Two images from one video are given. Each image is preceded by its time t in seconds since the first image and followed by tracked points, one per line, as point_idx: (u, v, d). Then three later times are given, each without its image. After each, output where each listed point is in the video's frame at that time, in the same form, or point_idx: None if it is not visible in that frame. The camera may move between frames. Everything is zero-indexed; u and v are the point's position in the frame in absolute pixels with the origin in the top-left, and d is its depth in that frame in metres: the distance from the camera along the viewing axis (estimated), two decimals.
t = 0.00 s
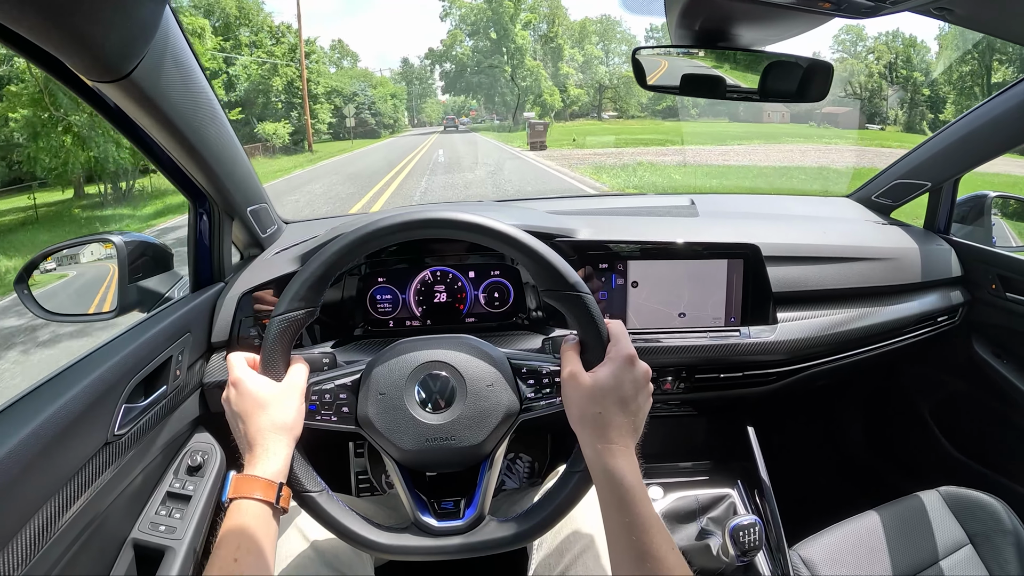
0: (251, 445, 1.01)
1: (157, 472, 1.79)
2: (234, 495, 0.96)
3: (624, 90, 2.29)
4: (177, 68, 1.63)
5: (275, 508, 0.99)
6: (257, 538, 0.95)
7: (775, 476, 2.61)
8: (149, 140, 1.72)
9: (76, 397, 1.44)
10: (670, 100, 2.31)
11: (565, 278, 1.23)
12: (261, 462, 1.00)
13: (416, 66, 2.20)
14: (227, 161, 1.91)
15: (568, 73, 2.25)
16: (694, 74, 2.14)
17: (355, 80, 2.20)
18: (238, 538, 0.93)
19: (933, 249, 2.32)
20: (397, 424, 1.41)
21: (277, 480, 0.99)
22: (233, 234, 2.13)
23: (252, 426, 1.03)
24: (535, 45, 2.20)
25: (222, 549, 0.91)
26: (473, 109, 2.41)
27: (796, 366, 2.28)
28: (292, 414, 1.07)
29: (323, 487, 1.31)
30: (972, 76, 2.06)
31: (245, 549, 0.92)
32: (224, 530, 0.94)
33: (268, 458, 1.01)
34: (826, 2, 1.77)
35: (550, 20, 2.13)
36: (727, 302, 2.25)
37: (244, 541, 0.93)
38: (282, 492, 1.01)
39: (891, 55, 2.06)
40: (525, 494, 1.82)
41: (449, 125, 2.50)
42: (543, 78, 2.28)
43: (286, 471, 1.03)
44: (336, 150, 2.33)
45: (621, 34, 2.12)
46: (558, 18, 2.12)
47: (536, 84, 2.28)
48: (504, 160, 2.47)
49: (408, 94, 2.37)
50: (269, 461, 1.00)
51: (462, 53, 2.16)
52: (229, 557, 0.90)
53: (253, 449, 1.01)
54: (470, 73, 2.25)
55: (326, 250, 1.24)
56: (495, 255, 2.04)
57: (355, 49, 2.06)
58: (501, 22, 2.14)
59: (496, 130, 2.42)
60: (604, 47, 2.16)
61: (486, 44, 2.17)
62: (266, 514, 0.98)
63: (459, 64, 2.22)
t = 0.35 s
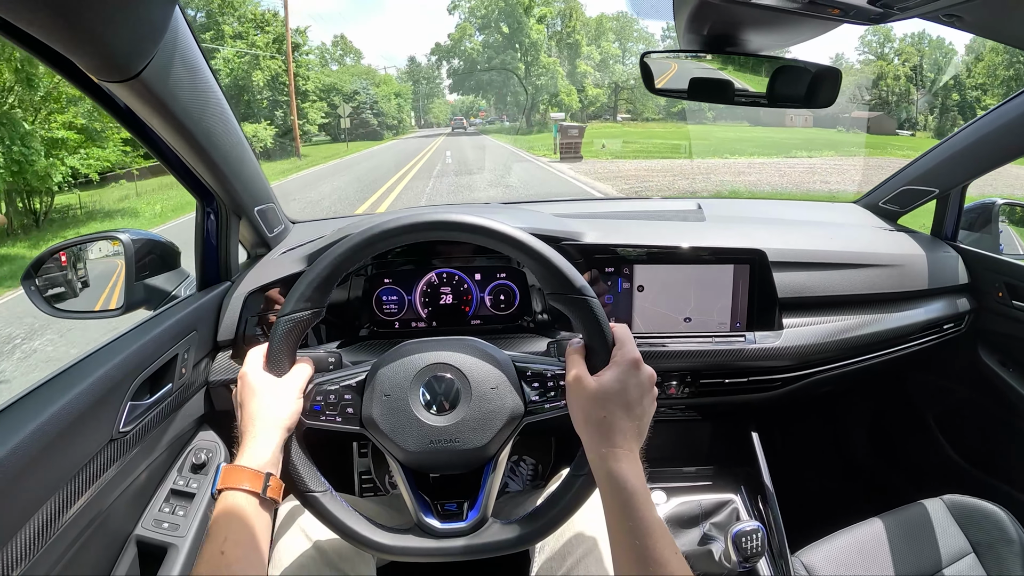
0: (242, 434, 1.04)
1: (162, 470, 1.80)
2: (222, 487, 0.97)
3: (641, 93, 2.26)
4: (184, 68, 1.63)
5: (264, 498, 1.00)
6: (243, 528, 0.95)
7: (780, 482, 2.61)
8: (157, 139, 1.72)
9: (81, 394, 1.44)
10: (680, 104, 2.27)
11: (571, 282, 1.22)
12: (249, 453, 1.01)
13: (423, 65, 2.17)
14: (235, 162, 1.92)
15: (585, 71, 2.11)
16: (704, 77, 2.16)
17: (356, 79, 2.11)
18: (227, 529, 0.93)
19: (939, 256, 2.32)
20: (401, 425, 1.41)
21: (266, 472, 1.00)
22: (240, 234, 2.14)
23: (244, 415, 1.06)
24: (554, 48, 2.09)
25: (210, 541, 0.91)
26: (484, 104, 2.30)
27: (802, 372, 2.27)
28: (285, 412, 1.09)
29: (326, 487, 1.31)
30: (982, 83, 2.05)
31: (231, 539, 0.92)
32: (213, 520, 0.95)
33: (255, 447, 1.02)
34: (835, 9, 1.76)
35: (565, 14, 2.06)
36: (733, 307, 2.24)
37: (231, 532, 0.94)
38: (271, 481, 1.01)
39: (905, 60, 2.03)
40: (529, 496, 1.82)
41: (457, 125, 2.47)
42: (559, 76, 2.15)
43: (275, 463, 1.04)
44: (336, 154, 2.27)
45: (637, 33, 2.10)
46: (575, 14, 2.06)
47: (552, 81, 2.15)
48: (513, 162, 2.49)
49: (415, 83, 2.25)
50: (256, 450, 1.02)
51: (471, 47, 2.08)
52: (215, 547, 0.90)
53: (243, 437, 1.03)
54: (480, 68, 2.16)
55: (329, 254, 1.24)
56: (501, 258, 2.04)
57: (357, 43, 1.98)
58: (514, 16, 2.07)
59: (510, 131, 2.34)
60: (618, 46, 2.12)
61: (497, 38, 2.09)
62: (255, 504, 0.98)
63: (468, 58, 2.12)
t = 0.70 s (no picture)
0: (270, 455, 1.00)
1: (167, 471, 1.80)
2: (255, 505, 0.96)
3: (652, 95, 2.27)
4: (196, 70, 1.64)
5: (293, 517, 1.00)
6: (275, 546, 0.95)
7: (785, 488, 2.60)
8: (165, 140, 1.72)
9: (86, 395, 1.44)
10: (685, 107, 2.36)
11: (580, 286, 1.21)
12: (281, 473, 0.99)
13: (427, 64, 2.20)
14: (242, 163, 1.92)
15: (601, 68, 2.17)
16: (711, 83, 2.15)
17: (353, 75, 2.14)
18: (258, 548, 0.93)
19: (947, 263, 2.31)
20: (408, 428, 1.41)
21: (298, 492, 1.00)
22: (248, 235, 2.15)
23: (271, 436, 1.02)
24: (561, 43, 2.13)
25: (243, 559, 0.91)
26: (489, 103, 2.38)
27: (808, 378, 2.27)
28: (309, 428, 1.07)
29: (333, 489, 1.31)
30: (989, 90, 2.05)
31: (265, 559, 0.92)
32: (241, 538, 0.94)
33: (287, 468, 1.00)
34: (845, 14, 1.76)
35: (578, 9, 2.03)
36: (740, 312, 2.23)
37: (263, 550, 0.93)
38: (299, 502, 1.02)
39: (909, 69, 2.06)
40: (535, 500, 1.81)
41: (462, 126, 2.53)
42: (575, 69, 2.20)
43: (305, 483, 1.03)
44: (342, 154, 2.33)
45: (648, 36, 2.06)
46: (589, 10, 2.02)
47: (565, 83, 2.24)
48: (520, 165, 2.51)
49: (419, 94, 2.38)
50: (290, 472, 1.00)
51: (479, 42, 2.13)
52: (249, 568, 0.90)
53: (272, 459, 1.00)
54: (488, 65, 2.20)
55: (339, 254, 1.23)
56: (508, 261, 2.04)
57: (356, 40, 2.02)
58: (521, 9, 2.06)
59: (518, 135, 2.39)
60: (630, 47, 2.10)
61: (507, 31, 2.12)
62: (284, 523, 0.98)
63: (475, 53, 2.16)
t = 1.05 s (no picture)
0: (270, 459, 1.00)
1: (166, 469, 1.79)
2: (254, 507, 0.96)
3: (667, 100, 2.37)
4: (199, 68, 1.64)
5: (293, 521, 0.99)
6: (274, 549, 0.94)
7: (786, 491, 2.59)
8: (167, 137, 1.72)
9: (86, 391, 1.44)
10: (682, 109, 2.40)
11: (581, 285, 1.21)
12: (281, 476, 0.99)
13: (428, 61, 2.17)
14: (244, 161, 1.92)
15: (614, 63, 2.22)
16: (713, 83, 2.17)
17: (342, 72, 2.05)
18: (257, 551, 0.92)
19: (948, 264, 2.30)
20: (409, 428, 1.41)
21: (298, 495, 0.99)
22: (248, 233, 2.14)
23: (270, 440, 1.02)
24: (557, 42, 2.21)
25: (241, 560, 0.90)
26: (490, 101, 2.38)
27: (809, 380, 2.26)
28: (310, 432, 1.07)
29: (334, 491, 1.30)
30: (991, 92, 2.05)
31: (263, 561, 0.91)
32: (241, 541, 0.94)
33: (285, 470, 1.00)
34: (848, 14, 1.75)
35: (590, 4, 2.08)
36: (741, 313, 2.24)
37: (262, 553, 0.92)
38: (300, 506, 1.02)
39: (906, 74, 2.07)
40: (534, 500, 1.81)
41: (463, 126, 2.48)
42: (589, 65, 2.27)
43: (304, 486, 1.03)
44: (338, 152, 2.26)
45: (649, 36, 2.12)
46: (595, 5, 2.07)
47: (561, 88, 2.29)
48: (523, 165, 2.52)
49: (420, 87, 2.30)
50: (289, 474, 1.00)
51: (483, 33, 2.10)
52: (246, 569, 0.89)
53: (271, 463, 1.00)
54: (493, 59, 2.18)
55: (339, 253, 1.23)
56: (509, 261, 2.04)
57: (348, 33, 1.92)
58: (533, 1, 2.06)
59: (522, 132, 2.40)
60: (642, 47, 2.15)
61: (515, 23, 2.13)
62: (283, 527, 0.97)
63: (480, 46, 2.13)
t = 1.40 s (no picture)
0: (269, 461, 1.01)
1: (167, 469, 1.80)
2: (253, 509, 0.96)
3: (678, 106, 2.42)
4: (200, 69, 1.65)
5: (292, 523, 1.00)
6: (274, 551, 0.94)
7: (787, 492, 2.59)
8: (168, 139, 1.72)
9: (86, 392, 1.44)
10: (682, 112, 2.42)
11: (580, 286, 1.21)
12: (280, 478, 0.99)
13: (428, 59, 2.17)
14: (245, 163, 1.92)
15: (631, 59, 2.25)
16: (714, 85, 2.16)
17: (336, 68, 2.03)
18: (257, 553, 0.93)
19: (948, 264, 2.30)
20: (409, 428, 1.41)
21: (297, 497, 1.00)
22: (249, 234, 2.15)
23: (270, 441, 1.02)
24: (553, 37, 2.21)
25: (240, 562, 0.91)
26: (494, 100, 2.38)
27: (809, 381, 2.26)
28: (310, 433, 1.07)
29: (335, 492, 1.30)
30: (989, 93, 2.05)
31: (263, 562, 0.91)
32: (241, 543, 0.94)
33: (285, 472, 1.00)
34: (847, 15, 1.76)
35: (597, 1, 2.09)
36: (741, 314, 2.24)
37: (262, 554, 0.93)
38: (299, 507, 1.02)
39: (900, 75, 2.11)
40: (533, 501, 1.81)
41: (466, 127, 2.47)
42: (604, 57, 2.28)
43: (303, 488, 1.03)
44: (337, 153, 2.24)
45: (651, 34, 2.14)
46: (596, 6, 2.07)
47: (567, 92, 2.32)
48: (523, 166, 2.53)
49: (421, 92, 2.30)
50: (288, 476, 1.00)
51: (489, 23, 2.14)
52: (246, 570, 0.89)
53: (271, 464, 1.00)
54: (498, 53, 2.20)
55: (338, 254, 1.23)
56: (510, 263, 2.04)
57: (346, 31, 1.95)
58: None
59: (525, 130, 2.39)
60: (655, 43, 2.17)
61: (518, 17, 2.15)
62: (283, 529, 0.97)
63: (486, 39, 2.17)
